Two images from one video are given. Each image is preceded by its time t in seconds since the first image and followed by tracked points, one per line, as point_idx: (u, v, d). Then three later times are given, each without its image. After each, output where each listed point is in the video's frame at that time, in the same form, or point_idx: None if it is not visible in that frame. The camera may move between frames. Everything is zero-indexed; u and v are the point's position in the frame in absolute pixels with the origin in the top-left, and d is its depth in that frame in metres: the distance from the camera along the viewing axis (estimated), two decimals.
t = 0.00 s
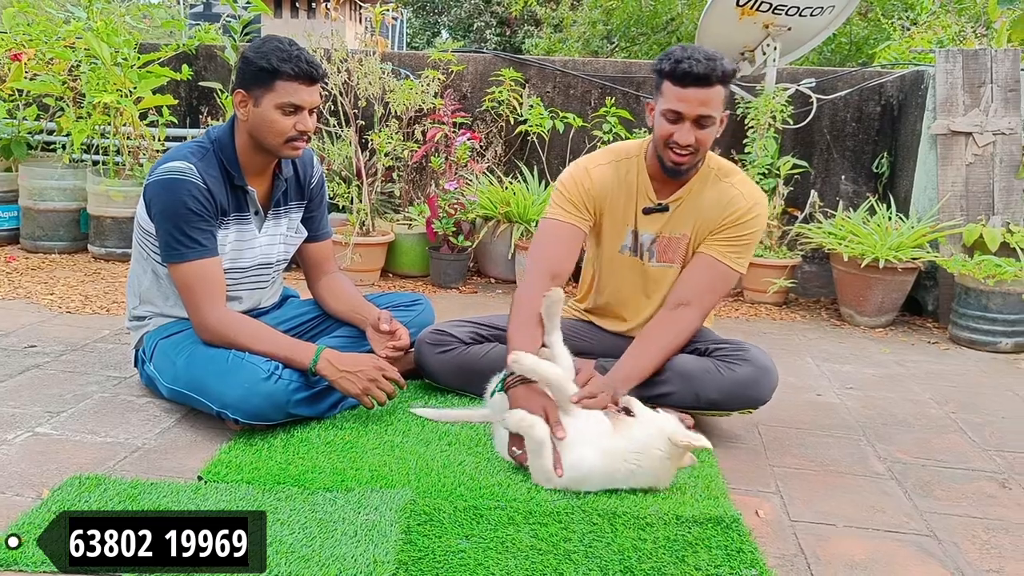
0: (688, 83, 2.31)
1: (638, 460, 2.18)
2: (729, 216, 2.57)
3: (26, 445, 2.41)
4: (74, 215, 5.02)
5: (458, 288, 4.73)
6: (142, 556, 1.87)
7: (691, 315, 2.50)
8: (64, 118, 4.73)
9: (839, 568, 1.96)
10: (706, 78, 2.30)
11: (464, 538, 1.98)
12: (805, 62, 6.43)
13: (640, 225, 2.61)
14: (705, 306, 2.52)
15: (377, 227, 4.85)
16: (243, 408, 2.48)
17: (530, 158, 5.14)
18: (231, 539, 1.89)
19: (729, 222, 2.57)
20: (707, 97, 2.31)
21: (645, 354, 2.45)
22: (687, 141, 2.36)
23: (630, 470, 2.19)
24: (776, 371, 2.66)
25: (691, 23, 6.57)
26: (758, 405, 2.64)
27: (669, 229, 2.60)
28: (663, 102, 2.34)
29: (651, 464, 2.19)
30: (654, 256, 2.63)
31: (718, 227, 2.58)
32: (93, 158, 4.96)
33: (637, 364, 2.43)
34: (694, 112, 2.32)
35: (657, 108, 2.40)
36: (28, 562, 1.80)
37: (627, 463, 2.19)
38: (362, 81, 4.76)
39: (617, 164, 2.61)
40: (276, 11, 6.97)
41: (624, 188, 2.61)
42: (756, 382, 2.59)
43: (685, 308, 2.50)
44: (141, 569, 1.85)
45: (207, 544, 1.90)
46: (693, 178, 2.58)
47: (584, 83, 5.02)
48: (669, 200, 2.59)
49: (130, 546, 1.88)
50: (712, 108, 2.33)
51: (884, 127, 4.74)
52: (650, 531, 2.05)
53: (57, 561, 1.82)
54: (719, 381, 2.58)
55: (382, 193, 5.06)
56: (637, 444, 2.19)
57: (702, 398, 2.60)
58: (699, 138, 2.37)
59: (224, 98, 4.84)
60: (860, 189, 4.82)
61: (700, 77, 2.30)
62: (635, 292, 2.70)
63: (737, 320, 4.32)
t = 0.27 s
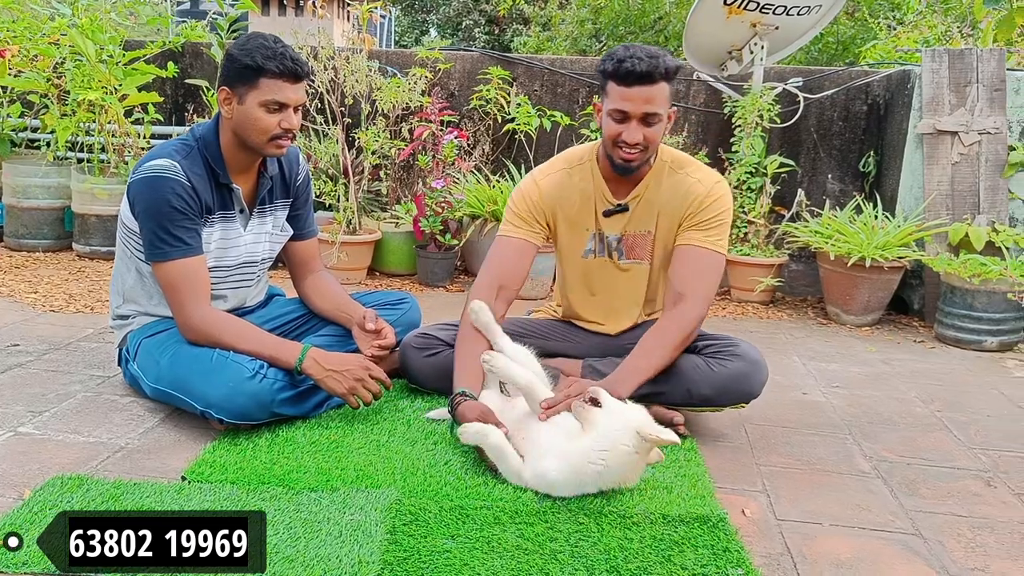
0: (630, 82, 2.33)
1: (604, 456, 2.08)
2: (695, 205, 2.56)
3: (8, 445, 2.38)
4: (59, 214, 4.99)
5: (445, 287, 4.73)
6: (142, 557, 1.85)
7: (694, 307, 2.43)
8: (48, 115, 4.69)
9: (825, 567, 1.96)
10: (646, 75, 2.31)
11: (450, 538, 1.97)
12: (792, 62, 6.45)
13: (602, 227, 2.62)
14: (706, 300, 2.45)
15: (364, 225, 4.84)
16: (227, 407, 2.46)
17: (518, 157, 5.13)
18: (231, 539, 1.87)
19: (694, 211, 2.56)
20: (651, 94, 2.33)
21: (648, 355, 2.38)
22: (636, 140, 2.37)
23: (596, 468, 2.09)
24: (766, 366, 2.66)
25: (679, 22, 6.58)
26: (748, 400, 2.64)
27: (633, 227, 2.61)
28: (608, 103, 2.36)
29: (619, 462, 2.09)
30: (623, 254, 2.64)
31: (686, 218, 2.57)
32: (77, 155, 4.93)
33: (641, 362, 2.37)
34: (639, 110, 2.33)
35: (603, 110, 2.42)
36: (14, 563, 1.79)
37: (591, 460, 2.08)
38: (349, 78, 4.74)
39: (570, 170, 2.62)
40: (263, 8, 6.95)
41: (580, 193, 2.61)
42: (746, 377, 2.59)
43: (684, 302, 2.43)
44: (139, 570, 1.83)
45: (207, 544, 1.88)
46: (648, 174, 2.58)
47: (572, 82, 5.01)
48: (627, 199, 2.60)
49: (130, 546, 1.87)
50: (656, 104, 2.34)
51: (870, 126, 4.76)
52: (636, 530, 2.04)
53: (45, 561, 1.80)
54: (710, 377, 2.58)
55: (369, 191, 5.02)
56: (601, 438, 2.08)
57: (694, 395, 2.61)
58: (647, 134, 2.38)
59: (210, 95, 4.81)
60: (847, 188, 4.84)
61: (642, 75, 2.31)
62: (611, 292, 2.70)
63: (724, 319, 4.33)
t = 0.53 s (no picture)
0: (597, 91, 2.23)
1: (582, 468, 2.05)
2: (676, 216, 2.47)
3: None
4: (50, 210, 4.96)
5: (439, 284, 4.72)
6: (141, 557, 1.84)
7: (674, 324, 2.38)
8: (40, 111, 4.66)
9: (820, 565, 1.97)
10: (615, 84, 2.21)
11: (443, 536, 1.96)
12: (785, 60, 6.46)
13: (579, 230, 2.58)
14: (689, 314, 2.39)
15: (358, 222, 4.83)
16: (220, 405, 2.45)
17: (512, 154, 5.13)
18: (230, 539, 1.86)
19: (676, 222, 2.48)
20: (621, 103, 2.23)
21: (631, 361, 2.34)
22: (605, 149, 2.29)
23: (574, 477, 2.07)
24: (754, 371, 2.66)
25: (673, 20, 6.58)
26: (737, 406, 2.65)
27: (613, 234, 2.55)
28: (578, 112, 2.29)
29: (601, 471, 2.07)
30: (597, 260, 2.59)
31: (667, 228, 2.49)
32: (69, 152, 4.90)
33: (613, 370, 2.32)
34: (607, 119, 2.25)
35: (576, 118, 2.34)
36: (4, 560, 1.77)
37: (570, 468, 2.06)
38: (341, 75, 4.73)
39: (552, 171, 2.59)
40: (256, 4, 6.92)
41: (556, 193, 2.59)
42: (733, 383, 2.60)
43: (662, 318, 2.38)
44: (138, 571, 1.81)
45: (207, 544, 1.87)
46: (628, 179, 2.52)
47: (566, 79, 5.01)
48: (606, 205, 2.54)
49: (130, 547, 1.84)
50: (626, 113, 2.25)
51: (863, 124, 4.76)
52: (631, 528, 2.04)
53: (37, 559, 1.79)
54: (696, 383, 2.59)
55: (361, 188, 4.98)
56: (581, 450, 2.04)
57: (681, 400, 2.62)
58: (619, 143, 2.30)
59: (203, 91, 4.79)
60: (841, 186, 4.85)
61: (610, 84, 2.22)
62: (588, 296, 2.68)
63: (718, 317, 4.33)
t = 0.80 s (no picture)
0: (593, 97, 2.23)
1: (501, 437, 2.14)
2: (676, 221, 2.47)
3: None
4: (47, 206, 4.95)
5: (436, 282, 4.72)
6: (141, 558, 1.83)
7: (676, 325, 2.41)
8: (37, 107, 4.65)
9: (816, 566, 1.97)
10: (610, 90, 2.21)
11: (440, 535, 1.97)
12: (783, 59, 6.46)
13: (579, 235, 2.57)
14: (690, 316, 2.42)
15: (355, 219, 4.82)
16: (216, 402, 2.45)
17: (509, 152, 5.12)
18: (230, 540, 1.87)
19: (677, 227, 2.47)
20: (616, 109, 2.23)
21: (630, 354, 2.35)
22: (601, 156, 2.29)
23: (503, 450, 2.15)
24: (753, 372, 2.66)
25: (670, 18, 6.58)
26: (736, 405, 2.65)
27: (613, 239, 2.54)
28: (574, 118, 2.28)
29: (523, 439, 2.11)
30: (598, 265, 2.58)
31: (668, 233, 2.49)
32: (66, 148, 4.89)
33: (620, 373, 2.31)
34: (603, 125, 2.24)
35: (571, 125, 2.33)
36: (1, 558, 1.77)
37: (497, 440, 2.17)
38: (339, 73, 4.71)
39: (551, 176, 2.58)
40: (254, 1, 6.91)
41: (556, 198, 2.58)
42: (733, 383, 2.60)
43: (664, 320, 2.40)
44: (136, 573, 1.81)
45: (207, 544, 1.88)
46: (628, 184, 2.50)
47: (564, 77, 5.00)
48: (605, 208, 2.53)
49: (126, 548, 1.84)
50: (621, 118, 2.24)
51: (861, 124, 4.77)
52: (628, 528, 2.05)
53: (33, 557, 1.78)
54: (696, 382, 2.59)
55: (359, 185, 4.96)
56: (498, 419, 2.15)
57: (680, 400, 2.62)
58: (615, 149, 2.29)
59: (200, 88, 4.79)
60: (837, 185, 4.85)
61: (604, 90, 2.21)
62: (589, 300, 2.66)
63: (714, 316, 4.34)
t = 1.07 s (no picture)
0: (566, 100, 2.22)
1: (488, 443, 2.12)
2: (664, 221, 2.46)
3: None
4: (42, 206, 4.94)
5: (432, 283, 4.72)
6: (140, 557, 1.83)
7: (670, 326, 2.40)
8: (33, 106, 4.65)
9: (810, 568, 1.97)
10: (582, 91, 2.20)
11: (434, 536, 1.96)
12: (780, 61, 6.47)
13: (568, 240, 2.56)
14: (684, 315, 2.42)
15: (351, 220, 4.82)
16: (211, 403, 2.44)
17: (506, 153, 5.11)
18: (230, 539, 1.87)
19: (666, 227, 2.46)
20: (590, 110, 2.22)
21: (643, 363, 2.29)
22: (578, 158, 2.28)
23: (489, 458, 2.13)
24: (748, 373, 2.66)
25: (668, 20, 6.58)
26: (730, 406, 2.65)
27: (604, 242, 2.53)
28: (549, 123, 2.28)
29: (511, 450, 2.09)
30: (589, 269, 2.56)
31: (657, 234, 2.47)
32: (62, 147, 4.88)
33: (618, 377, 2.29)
34: (577, 128, 2.24)
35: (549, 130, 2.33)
36: None
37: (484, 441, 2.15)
38: (336, 73, 4.70)
39: (537, 183, 2.58)
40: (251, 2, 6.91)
41: (543, 204, 2.58)
42: (727, 383, 2.60)
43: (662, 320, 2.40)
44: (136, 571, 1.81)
45: (205, 544, 1.87)
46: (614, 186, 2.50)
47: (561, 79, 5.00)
48: (592, 212, 2.52)
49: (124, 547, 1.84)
50: (596, 119, 2.24)
51: (858, 126, 4.78)
52: (622, 530, 2.04)
53: (25, 557, 1.78)
54: (691, 383, 2.59)
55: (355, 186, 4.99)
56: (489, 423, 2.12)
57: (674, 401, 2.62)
58: (594, 150, 2.28)
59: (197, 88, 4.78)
60: (834, 188, 4.85)
61: (577, 92, 2.21)
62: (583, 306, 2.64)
63: (710, 318, 4.34)
